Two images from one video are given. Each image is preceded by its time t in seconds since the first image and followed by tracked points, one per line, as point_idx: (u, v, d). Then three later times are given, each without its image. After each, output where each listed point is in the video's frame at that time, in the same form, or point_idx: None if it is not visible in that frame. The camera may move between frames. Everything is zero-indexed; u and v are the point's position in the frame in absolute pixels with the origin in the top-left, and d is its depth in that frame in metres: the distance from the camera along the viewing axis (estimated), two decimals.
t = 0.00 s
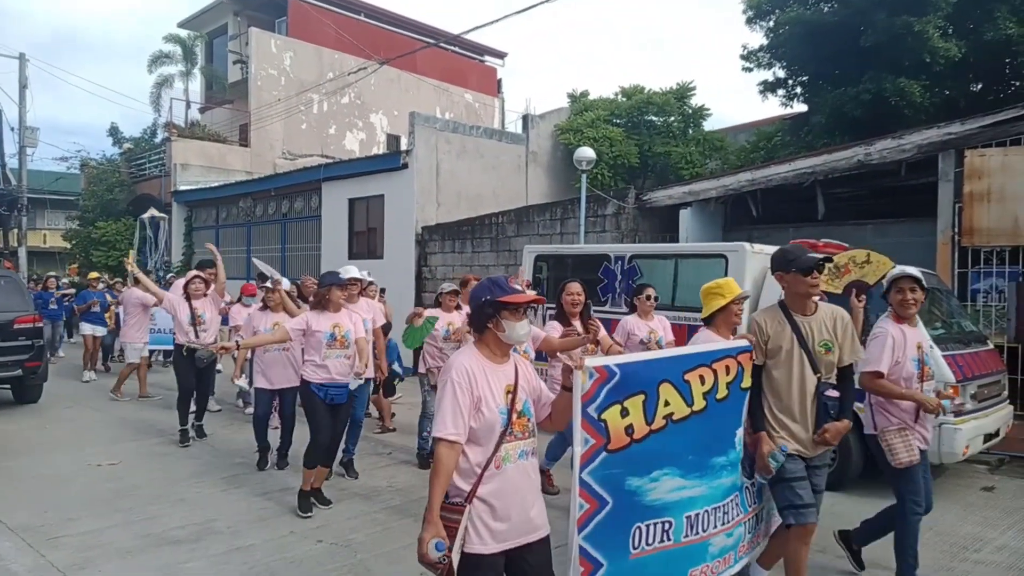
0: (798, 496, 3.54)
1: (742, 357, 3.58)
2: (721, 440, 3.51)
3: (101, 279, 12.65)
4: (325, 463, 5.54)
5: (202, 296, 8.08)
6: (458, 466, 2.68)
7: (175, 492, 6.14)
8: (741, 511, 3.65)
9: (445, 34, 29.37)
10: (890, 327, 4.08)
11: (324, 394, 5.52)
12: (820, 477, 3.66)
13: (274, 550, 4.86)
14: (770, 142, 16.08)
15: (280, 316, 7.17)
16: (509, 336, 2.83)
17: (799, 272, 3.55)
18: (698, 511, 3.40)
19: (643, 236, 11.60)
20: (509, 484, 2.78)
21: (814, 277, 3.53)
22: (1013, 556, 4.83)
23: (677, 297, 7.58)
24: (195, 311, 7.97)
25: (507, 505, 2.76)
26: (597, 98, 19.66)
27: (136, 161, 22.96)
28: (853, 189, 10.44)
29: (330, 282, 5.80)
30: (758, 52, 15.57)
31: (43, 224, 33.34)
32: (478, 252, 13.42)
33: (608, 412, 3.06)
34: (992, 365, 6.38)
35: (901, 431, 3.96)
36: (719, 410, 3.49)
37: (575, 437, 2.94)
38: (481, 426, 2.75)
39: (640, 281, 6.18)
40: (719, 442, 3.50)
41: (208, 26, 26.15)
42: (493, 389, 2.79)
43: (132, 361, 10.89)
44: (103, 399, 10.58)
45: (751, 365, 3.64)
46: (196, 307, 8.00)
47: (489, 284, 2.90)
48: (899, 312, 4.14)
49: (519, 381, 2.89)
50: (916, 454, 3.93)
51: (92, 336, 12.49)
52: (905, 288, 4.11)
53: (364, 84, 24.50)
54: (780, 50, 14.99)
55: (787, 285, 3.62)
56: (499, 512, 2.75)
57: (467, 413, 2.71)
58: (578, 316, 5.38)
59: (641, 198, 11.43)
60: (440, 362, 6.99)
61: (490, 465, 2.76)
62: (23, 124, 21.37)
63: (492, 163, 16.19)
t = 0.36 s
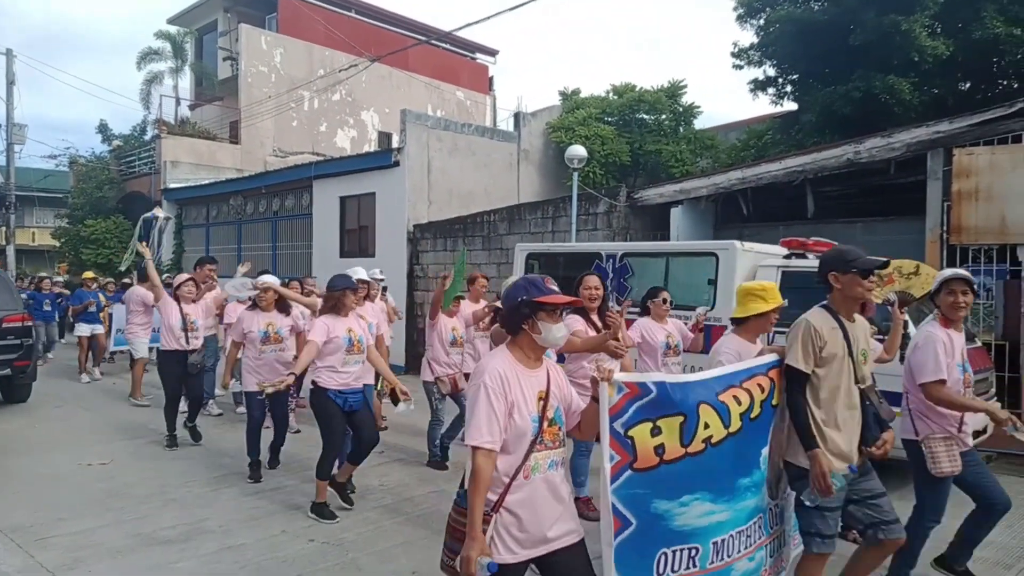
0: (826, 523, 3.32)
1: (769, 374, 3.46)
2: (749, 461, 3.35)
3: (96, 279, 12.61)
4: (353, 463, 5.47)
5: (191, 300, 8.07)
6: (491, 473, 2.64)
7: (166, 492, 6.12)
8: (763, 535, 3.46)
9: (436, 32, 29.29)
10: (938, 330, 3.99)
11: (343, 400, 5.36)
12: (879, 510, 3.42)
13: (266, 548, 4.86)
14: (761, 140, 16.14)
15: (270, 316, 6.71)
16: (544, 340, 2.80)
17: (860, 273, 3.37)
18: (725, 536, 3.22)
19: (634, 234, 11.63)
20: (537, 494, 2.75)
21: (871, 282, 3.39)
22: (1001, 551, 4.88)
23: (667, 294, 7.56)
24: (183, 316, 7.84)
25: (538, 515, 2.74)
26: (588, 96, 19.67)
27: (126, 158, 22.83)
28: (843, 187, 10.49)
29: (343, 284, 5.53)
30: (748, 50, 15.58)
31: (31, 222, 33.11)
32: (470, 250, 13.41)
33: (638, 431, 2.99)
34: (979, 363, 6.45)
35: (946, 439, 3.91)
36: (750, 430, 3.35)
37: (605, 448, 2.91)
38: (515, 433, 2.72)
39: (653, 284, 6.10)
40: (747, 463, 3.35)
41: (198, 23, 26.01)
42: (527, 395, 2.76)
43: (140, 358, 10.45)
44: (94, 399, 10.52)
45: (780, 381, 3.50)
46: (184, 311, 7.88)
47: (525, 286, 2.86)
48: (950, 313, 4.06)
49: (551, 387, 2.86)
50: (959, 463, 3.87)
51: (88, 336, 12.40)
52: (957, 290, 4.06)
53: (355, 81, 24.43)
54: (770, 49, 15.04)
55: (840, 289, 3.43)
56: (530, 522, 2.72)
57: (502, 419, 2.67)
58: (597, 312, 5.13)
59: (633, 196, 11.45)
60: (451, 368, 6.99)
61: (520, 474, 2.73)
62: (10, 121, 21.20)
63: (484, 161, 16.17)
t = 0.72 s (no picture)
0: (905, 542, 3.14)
1: (819, 374, 3.37)
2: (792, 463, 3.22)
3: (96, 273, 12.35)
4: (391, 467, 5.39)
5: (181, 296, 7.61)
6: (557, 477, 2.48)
7: (153, 486, 6.09)
8: (795, 534, 3.33)
9: (427, 25, 29.19)
10: (988, 329, 3.89)
11: (377, 398, 5.23)
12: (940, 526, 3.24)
13: (255, 543, 4.86)
14: (751, 137, 16.21)
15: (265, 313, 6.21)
16: (607, 339, 2.63)
17: (935, 274, 3.28)
18: (766, 536, 3.08)
19: (624, 230, 11.65)
20: (603, 500, 2.57)
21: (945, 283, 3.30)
22: (982, 544, 4.96)
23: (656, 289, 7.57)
24: (183, 313, 7.44)
25: (600, 523, 2.56)
26: (580, 91, 19.66)
27: (114, 151, 22.68)
28: (833, 184, 10.53)
29: (363, 280, 5.25)
30: (740, 46, 15.59)
31: (18, 215, 32.86)
32: (461, 245, 13.39)
33: (702, 430, 2.76)
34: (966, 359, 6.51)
35: (1000, 439, 3.75)
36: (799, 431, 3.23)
37: (674, 451, 2.68)
38: (578, 436, 2.55)
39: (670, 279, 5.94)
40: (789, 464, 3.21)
41: (187, 15, 25.83)
42: (592, 396, 2.59)
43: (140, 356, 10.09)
44: (81, 394, 10.46)
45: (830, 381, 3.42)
46: (183, 308, 7.50)
47: (587, 283, 2.71)
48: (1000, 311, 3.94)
49: (613, 390, 2.69)
50: (1017, 463, 3.69)
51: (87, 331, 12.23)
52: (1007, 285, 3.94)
53: (345, 74, 24.34)
54: (761, 45, 15.07)
55: (916, 289, 3.30)
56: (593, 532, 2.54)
57: (565, 420, 2.50)
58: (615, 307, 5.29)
59: (623, 191, 11.47)
60: (466, 363, 6.94)
61: (585, 478, 2.55)
62: None
63: (475, 156, 16.14)
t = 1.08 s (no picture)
0: None
1: (874, 360, 3.59)
2: (857, 445, 3.46)
3: (111, 272, 11.94)
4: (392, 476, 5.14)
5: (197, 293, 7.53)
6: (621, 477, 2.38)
7: (154, 484, 6.11)
8: (876, 522, 3.55)
9: (428, 25, 29.19)
10: None
11: (409, 397, 5.17)
12: None
13: (256, 541, 4.88)
14: (752, 136, 16.22)
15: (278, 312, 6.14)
16: (678, 334, 2.52)
17: None
18: (835, 516, 3.29)
19: (624, 229, 11.67)
20: (667, 502, 2.49)
21: None
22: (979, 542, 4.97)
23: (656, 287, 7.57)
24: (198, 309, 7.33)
25: (668, 526, 2.49)
26: (580, 91, 19.66)
27: (115, 150, 22.70)
28: (833, 183, 10.53)
29: (390, 278, 5.19)
30: (740, 45, 15.64)
31: (19, 215, 32.91)
32: (461, 244, 13.39)
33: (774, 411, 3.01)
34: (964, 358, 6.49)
35: None
36: (856, 412, 3.44)
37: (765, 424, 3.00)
38: (644, 437, 2.44)
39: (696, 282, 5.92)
40: (856, 448, 3.46)
41: (187, 14, 25.83)
42: (658, 395, 2.47)
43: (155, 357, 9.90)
44: (82, 392, 10.47)
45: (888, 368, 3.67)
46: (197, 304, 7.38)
47: (652, 274, 2.56)
48: None
49: (678, 387, 2.58)
50: None
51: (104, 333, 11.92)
52: None
53: (346, 74, 24.36)
54: (761, 44, 15.09)
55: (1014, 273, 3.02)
56: (661, 535, 2.47)
57: (633, 421, 2.39)
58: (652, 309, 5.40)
59: (623, 191, 11.48)
60: (489, 364, 6.88)
61: (649, 479, 2.46)
62: None
63: (475, 156, 16.15)
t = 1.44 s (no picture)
0: None
1: (946, 363, 3.49)
2: (928, 453, 3.37)
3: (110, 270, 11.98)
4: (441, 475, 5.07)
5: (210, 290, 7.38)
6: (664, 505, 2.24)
7: (149, 484, 6.08)
8: (943, 528, 3.49)
9: (424, 23, 29.12)
10: None
11: (423, 400, 5.03)
12: None
13: (251, 540, 4.86)
14: (748, 134, 16.21)
15: (279, 306, 6.05)
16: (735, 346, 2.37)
17: None
18: (905, 528, 3.23)
19: (621, 228, 11.66)
20: (714, 530, 2.35)
21: None
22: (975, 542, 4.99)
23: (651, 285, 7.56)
24: (210, 308, 7.26)
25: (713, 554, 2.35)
26: (577, 89, 19.64)
27: (109, 148, 22.63)
28: (830, 181, 10.52)
29: (406, 275, 5.06)
30: (736, 44, 15.64)
31: (13, 212, 32.85)
32: (457, 242, 13.35)
33: (854, 424, 2.92)
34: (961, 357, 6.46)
35: None
36: (926, 420, 3.36)
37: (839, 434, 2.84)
38: (691, 460, 2.28)
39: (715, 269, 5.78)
40: (927, 455, 3.38)
41: (182, 11, 25.74)
42: (708, 415, 2.30)
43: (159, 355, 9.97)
44: (76, 390, 10.44)
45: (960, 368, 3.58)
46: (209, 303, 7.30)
47: (711, 278, 2.34)
48: None
49: (729, 404, 2.40)
50: None
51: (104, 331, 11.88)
52: None
53: (342, 71, 24.30)
54: (758, 42, 15.09)
55: None
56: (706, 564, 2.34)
57: (679, 445, 2.23)
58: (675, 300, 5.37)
59: (620, 189, 11.47)
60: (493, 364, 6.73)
61: (696, 506, 2.32)
62: None
63: (472, 154, 16.12)
